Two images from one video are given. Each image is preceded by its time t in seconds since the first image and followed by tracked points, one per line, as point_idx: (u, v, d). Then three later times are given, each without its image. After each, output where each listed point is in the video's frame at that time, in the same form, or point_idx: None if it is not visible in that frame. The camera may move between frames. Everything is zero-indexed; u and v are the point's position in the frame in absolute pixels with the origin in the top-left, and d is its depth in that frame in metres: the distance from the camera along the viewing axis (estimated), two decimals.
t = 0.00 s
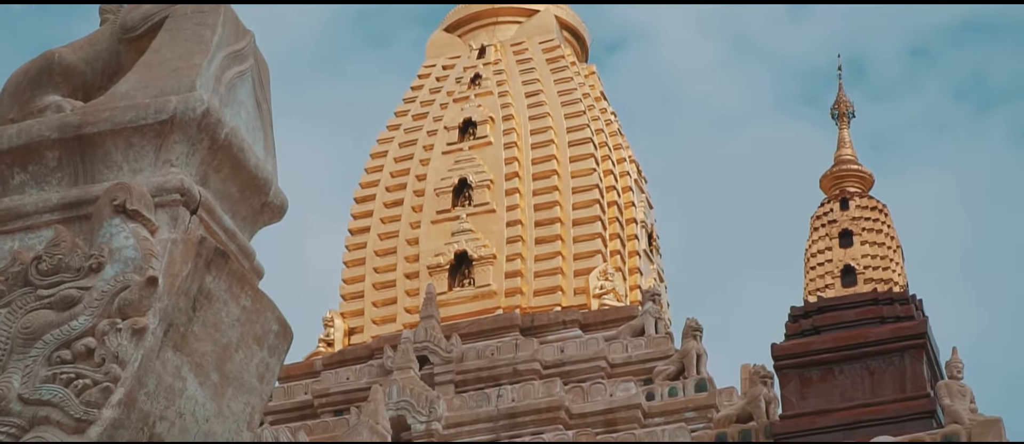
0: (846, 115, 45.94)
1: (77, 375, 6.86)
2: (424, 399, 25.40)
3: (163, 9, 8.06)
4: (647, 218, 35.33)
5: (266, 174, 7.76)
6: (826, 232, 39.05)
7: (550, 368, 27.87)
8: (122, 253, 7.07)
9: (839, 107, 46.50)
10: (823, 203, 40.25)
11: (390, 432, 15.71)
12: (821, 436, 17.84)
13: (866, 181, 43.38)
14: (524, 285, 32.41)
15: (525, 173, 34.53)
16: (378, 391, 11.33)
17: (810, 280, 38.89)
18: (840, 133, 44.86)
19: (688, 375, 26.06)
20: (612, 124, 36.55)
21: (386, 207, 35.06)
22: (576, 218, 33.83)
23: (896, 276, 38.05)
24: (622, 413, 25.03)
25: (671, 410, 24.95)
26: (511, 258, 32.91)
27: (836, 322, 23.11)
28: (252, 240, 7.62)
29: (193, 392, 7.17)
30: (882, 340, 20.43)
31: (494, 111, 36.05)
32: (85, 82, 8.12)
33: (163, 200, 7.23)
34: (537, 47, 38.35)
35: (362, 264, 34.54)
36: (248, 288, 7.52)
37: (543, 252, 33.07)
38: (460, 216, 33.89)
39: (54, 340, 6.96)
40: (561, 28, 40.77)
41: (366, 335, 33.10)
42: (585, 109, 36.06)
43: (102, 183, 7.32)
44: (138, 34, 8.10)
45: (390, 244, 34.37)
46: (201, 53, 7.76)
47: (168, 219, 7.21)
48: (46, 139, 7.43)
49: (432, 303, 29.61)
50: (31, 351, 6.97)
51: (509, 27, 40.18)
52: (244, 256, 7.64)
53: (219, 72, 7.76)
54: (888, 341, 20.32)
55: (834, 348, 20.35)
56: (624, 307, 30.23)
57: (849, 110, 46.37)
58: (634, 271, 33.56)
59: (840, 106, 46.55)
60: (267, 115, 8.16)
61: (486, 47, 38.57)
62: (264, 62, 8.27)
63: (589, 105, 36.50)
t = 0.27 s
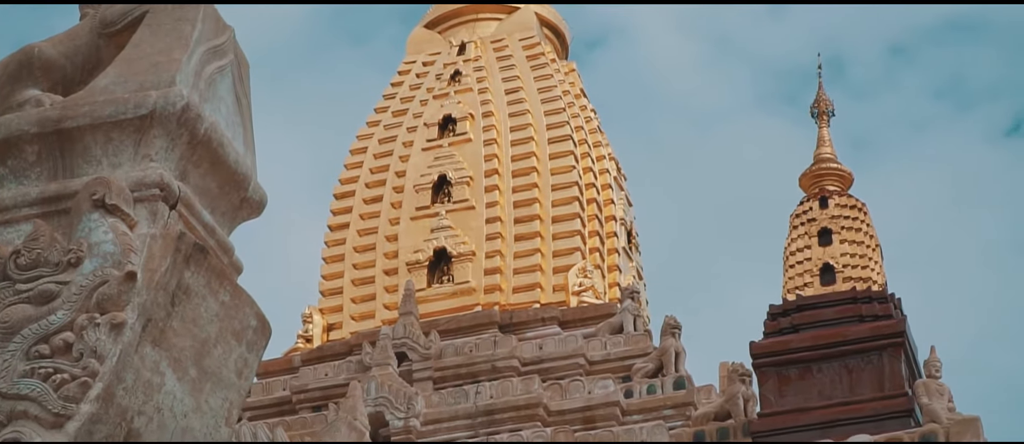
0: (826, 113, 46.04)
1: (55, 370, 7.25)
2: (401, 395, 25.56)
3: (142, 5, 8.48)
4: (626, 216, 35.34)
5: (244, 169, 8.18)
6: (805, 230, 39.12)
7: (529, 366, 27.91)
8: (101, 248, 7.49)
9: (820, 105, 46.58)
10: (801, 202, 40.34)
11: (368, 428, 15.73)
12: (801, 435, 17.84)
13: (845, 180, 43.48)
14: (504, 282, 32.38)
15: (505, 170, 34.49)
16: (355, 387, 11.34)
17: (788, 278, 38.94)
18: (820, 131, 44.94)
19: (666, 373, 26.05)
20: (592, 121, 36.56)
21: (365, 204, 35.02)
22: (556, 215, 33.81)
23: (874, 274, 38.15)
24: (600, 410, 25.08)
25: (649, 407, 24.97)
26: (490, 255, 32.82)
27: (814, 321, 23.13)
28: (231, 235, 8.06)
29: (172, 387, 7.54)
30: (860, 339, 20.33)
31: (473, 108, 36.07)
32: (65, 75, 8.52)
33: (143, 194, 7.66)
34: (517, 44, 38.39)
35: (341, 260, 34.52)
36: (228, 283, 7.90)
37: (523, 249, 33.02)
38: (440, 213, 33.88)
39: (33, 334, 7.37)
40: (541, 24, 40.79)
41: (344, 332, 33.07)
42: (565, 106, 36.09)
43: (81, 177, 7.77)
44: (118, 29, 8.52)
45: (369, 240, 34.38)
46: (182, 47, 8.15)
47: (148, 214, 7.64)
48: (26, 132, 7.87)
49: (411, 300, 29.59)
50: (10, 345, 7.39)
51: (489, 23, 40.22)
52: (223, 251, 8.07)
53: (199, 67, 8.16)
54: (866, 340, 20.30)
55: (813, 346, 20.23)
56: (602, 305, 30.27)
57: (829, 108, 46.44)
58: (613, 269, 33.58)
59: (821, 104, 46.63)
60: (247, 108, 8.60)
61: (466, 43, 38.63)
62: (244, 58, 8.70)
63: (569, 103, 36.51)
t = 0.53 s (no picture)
0: (804, 112, 46.13)
1: (32, 364, 7.30)
2: (378, 391, 25.50)
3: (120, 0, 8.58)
4: (604, 213, 35.37)
5: (222, 164, 8.23)
6: (782, 228, 39.20)
7: (505, 363, 27.94)
8: (78, 242, 7.52)
9: (797, 104, 46.67)
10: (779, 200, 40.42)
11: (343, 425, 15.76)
12: (777, 434, 17.89)
13: (823, 179, 43.56)
14: (481, 279, 32.38)
15: (483, 167, 34.49)
16: (331, 383, 11.36)
17: (766, 277, 39.01)
18: (798, 130, 45.03)
19: (643, 371, 26.05)
20: (569, 118, 36.60)
21: (343, 200, 35.00)
22: (533, 212, 33.80)
23: (850, 273, 38.27)
24: (576, 407, 25.11)
25: (626, 405, 25.00)
26: (467, 252, 32.83)
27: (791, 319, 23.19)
28: (207, 230, 8.13)
29: (148, 382, 7.64)
30: (836, 338, 20.34)
31: (451, 104, 36.10)
32: (42, 70, 8.59)
33: (120, 189, 7.72)
34: (495, 41, 38.43)
35: (318, 256, 34.48)
36: (205, 279, 7.98)
37: (500, 246, 33.05)
38: (417, 210, 33.88)
39: (10, 329, 7.41)
40: (520, 21, 40.80)
41: (321, 327, 33.06)
42: (543, 103, 36.10)
43: (59, 171, 7.82)
44: (96, 24, 8.62)
45: (346, 236, 34.33)
46: (161, 42, 8.23)
47: (125, 209, 7.70)
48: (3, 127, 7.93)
49: (388, 295, 29.59)
50: None
51: (468, 20, 40.23)
52: (200, 245, 8.13)
53: (177, 61, 8.20)
54: (844, 339, 20.29)
55: (789, 344, 20.21)
56: (579, 302, 30.30)
57: (807, 107, 46.54)
58: (589, 266, 33.65)
59: (798, 104, 46.73)
60: (224, 105, 8.59)
61: (444, 40, 38.68)
62: (222, 52, 8.72)
63: (547, 100, 36.52)
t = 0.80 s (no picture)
0: (780, 112, 46.21)
1: (7, 359, 7.39)
2: (353, 388, 25.55)
3: None
4: (579, 212, 35.37)
5: (198, 159, 8.27)
6: (758, 228, 39.26)
7: (481, 360, 27.93)
8: (53, 237, 7.59)
9: (773, 104, 46.76)
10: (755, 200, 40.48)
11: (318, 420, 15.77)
12: (753, 433, 17.94)
13: (798, 178, 43.66)
14: (456, 277, 32.40)
15: (459, 165, 34.49)
16: (308, 381, 11.34)
17: (741, 276, 39.06)
18: (774, 129, 45.12)
19: (618, 369, 26.06)
20: (546, 116, 36.62)
21: (319, 197, 34.98)
22: (509, 210, 33.76)
23: (826, 272, 38.33)
24: (551, 405, 25.14)
25: (600, 403, 25.03)
26: (443, 249, 32.87)
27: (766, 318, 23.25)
28: (183, 226, 8.15)
29: (123, 378, 7.69)
30: (811, 337, 20.37)
31: (428, 102, 36.10)
32: (20, 63, 8.65)
33: (95, 185, 7.76)
34: (472, 38, 38.44)
35: (294, 252, 34.45)
36: (180, 275, 8.04)
37: (476, 244, 33.03)
38: (393, 206, 33.88)
39: None
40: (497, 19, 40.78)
41: (297, 324, 33.04)
42: (519, 101, 36.11)
43: (36, 165, 7.87)
44: (73, 19, 8.66)
45: (323, 233, 34.28)
46: (137, 36, 8.23)
47: (101, 204, 7.75)
48: None
49: (364, 292, 29.62)
50: None
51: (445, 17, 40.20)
52: (176, 242, 8.17)
53: (154, 57, 8.21)
54: (819, 338, 20.32)
55: (765, 343, 20.24)
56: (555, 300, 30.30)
57: (783, 107, 46.63)
58: (565, 264, 33.64)
59: (774, 103, 46.81)
60: (201, 102, 8.62)
61: (421, 38, 38.67)
62: (198, 49, 8.73)
63: (523, 98, 36.51)
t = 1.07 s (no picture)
0: (755, 113, 46.31)
1: None
2: (326, 386, 25.49)
3: None
4: (554, 211, 35.36)
5: (172, 158, 8.71)
6: (732, 228, 39.34)
7: (453, 359, 27.95)
8: (27, 234, 8.14)
9: (748, 104, 46.85)
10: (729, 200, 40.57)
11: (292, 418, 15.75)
12: (726, 433, 18.01)
13: (772, 179, 43.77)
14: (430, 275, 32.39)
15: (433, 163, 34.43)
16: (280, 377, 11.29)
17: (715, 277, 39.13)
18: (749, 130, 45.22)
19: (591, 369, 26.07)
20: (521, 115, 36.64)
21: (292, 195, 34.93)
22: (483, 209, 33.76)
23: (800, 273, 38.42)
24: (524, 404, 25.17)
25: (573, 403, 25.05)
26: (417, 248, 32.84)
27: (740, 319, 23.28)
28: (156, 224, 8.60)
29: (96, 374, 8.16)
30: (785, 337, 20.31)
31: (402, 100, 36.13)
32: None
33: (70, 181, 8.30)
34: (447, 37, 38.50)
35: (267, 250, 34.39)
36: (153, 270, 8.45)
37: (450, 242, 32.99)
38: (367, 205, 33.81)
39: None
40: (472, 18, 40.87)
41: (270, 322, 33.01)
42: (494, 101, 36.13)
43: (11, 160, 8.43)
44: (47, 15, 9.09)
45: (296, 231, 34.26)
46: (112, 34, 8.68)
47: (75, 201, 8.29)
48: None
49: (337, 290, 29.58)
50: None
51: (420, 16, 40.24)
52: (150, 238, 8.60)
53: (129, 54, 8.66)
54: (793, 339, 20.23)
55: (739, 344, 20.25)
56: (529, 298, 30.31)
57: (758, 107, 46.74)
58: (539, 264, 33.64)
59: (749, 104, 46.91)
60: (175, 98, 9.01)
61: (397, 36, 38.73)
62: (175, 51, 9.14)
63: (498, 97, 36.53)
